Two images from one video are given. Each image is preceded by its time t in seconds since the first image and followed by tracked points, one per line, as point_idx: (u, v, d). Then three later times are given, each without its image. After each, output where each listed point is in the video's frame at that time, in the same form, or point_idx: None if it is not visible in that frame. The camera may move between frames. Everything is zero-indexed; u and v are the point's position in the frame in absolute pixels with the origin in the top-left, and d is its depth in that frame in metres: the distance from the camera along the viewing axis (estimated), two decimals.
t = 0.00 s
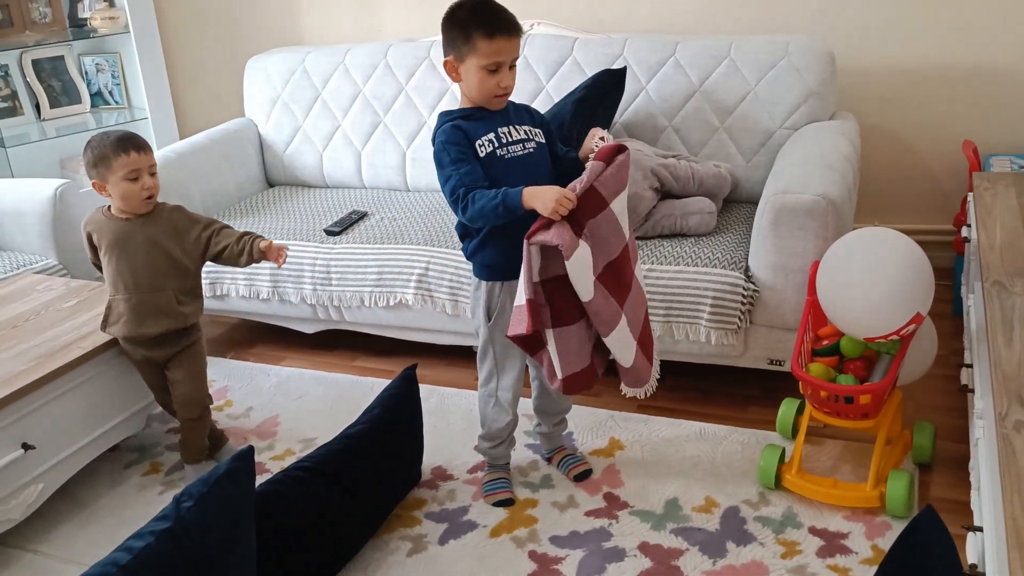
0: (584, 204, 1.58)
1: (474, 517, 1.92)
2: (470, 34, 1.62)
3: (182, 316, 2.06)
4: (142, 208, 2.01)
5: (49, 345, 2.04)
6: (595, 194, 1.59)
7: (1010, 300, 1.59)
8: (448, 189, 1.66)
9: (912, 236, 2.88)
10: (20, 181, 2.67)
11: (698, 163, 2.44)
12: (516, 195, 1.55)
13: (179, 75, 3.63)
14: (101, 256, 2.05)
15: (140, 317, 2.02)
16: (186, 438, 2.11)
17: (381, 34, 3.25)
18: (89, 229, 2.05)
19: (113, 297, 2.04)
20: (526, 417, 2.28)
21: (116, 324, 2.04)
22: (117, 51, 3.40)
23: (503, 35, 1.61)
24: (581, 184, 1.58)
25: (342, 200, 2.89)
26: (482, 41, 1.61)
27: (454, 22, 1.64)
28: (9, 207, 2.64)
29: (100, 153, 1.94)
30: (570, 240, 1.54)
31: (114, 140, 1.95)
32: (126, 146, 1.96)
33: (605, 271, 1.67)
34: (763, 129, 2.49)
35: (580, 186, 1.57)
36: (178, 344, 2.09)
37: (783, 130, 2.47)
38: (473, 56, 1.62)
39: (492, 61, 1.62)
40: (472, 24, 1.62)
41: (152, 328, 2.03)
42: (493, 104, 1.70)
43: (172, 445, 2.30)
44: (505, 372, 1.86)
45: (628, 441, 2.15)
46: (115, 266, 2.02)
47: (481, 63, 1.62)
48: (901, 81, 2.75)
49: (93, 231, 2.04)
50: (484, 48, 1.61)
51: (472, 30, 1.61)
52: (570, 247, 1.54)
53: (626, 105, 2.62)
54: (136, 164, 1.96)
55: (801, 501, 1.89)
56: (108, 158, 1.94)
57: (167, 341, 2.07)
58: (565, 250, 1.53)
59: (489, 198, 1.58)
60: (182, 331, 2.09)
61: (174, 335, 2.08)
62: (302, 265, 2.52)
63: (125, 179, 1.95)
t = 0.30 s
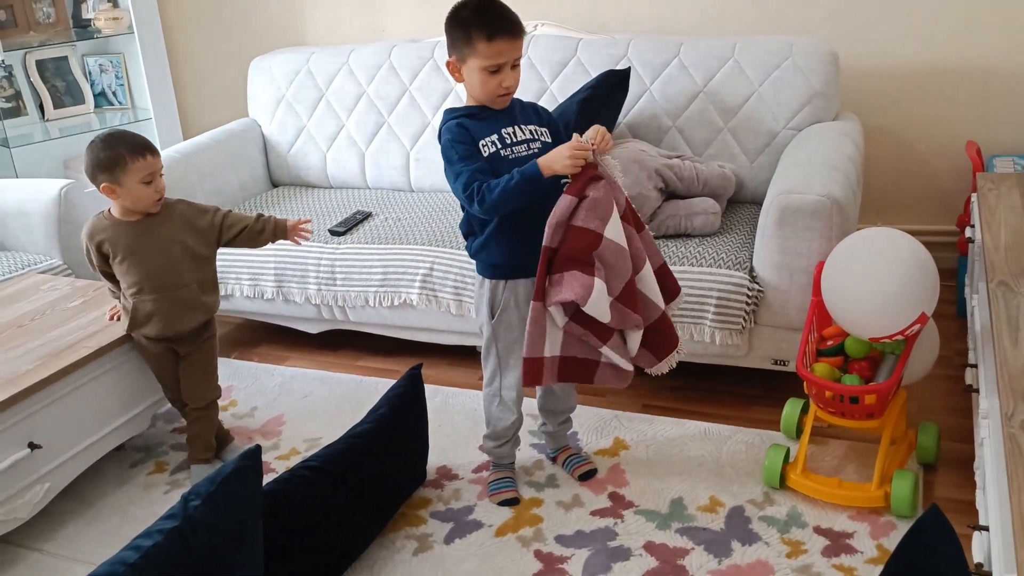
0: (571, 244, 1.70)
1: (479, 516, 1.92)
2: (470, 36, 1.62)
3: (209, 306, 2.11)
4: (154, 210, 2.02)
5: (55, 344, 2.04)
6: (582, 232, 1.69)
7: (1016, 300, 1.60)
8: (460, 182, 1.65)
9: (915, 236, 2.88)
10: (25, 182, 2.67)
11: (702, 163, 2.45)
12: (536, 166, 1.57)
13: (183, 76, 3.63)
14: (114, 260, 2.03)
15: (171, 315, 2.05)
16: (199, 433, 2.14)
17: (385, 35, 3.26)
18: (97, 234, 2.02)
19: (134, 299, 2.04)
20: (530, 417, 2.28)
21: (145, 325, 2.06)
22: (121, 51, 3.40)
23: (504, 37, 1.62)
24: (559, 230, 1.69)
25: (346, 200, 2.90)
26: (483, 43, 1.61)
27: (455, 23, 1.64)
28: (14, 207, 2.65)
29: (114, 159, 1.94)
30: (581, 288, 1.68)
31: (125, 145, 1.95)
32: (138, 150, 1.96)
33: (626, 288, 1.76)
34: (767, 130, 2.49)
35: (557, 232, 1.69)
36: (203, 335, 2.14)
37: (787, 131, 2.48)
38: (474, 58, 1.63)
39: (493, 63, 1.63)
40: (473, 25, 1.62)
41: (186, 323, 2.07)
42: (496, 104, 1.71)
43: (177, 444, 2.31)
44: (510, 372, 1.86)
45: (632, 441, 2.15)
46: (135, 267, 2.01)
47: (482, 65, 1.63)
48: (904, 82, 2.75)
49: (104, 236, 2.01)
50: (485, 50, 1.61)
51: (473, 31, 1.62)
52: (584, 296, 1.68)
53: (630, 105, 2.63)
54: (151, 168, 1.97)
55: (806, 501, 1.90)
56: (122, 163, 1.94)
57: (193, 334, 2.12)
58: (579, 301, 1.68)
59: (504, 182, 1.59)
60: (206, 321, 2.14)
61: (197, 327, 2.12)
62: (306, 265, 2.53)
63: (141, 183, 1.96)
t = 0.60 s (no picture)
0: (568, 252, 1.72)
1: (480, 523, 1.93)
2: (476, 48, 1.63)
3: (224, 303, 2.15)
4: (162, 214, 2.04)
5: (60, 349, 2.05)
6: (577, 242, 1.72)
7: (1016, 310, 1.61)
8: (467, 189, 1.65)
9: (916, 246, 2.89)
10: (30, 187, 2.68)
11: (704, 173, 2.46)
12: (545, 175, 1.59)
13: (188, 83, 3.65)
14: (129, 266, 2.03)
15: (192, 313, 2.08)
16: (217, 431, 2.18)
17: (389, 44, 3.28)
18: (109, 242, 2.02)
19: (153, 302, 2.05)
20: (532, 424, 2.29)
21: (166, 326, 2.07)
22: (125, 58, 3.44)
23: (508, 49, 1.63)
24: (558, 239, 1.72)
25: (349, 208, 2.91)
26: (488, 55, 1.63)
27: (460, 35, 1.66)
28: (20, 213, 2.66)
29: (122, 167, 1.95)
30: (568, 295, 1.72)
31: (132, 152, 1.96)
32: (145, 157, 1.97)
33: (623, 296, 1.76)
34: (769, 140, 2.51)
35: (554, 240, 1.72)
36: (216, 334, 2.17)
37: (789, 141, 2.49)
38: (479, 70, 1.65)
39: (498, 74, 1.64)
40: (479, 37, 1.63)
41: (205, 321, 2.11)
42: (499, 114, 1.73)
43: (180, 450, 2.32)
44: (512, 378, 1.87)
45: (634, 449, 2.16)
46: (153, 270, 2.03)
47: (486, 76, 1.65)
48: (905, 93, 2.77)
49: (118, 243, 2.02)
50: (490, 62, 1.63)
51: (478, 43, 1.63)
52: (570, 302, 1.72)
53: (632, 115, 2.64)
54: (158, 174, 1.98)
55: (807, 509, 1.90)
56: (131, 170, 1.95)
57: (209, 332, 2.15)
58: (564, 307, 1.71)
59: (518, 187, 1.60)
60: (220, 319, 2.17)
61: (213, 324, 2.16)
62: (310, 272, 2.54)
63: (150, 189, 1.98)
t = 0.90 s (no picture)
0: (577, 245, 1.73)
1: (483, 529, 1.93)
2: (483, 53, 1.64)
3: (227, 310, 2.16)
4: (166, 219, 2.04)
5: (63, 354, 2.06)
6: (589, 234, 1.73)
7: (1018, 317, 1.61)
8: (469, 192, 1.65)
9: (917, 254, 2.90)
10: (34, 192, 2.69)
11: (706, 180, 2.47)
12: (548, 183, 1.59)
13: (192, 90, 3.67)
14: (135, 267, 2.05)
15: (193, 318, 2.09)
16: (219, 438, 2.17)
17: (392, 51, 3.29)
18: (116, 242, 2.04)
19: (155, 304, 2.06)
20: (534, 430, 2.29)
21: (166, 330, 2.07)
22: (129, 64, 3.45)
23: (515, 55, 1.65)
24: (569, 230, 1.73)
25: (351, 214, 2.92)
26: (496, 60, 1.63)
27: (467, 41, 1.66)
28: (24, 218, 2.67)
29: (124, 169, 1.97)
30: (573, 283, 1.71)
31: (137, 156, 1.97)
32: (149, 161, 1.98)
33: (622, 300, 1.77)
34: (770, 147, 2.52)
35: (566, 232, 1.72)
36: (219, 339, 2.18)
37: (790, 148, 2.50)
38: (486, 74, 1.65)
39: (504, 79, 1.65)
40: (485, 43, 1.64)
41: (206, 327, 2.10)
42: (503, 119, 1.73)
43: (182, 455, 2.32)
44: (514, 384, 1.87)
45: (636, 455, 2.16)
46: (158, 272, 2.04)
47: (493, 81, 1.65)
48: (906, 100, 2.78)
49: (124, 244, 2.04)
50: (498, 66, 1.64)
51: (486, 48, 1.64)
52: (573, 291, 1.71)
53: (634, 123, 2.65)
54: (160, 179, 1.99)
55: (809, 516, 1.90)
56: (132, 174, 1.97)
57: (210, 338, 2.15)
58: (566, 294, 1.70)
59: (520, 194, 1.60)
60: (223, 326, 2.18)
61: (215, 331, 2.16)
62: (312, 278, 2.54)
63: (150, 194, 1.98)
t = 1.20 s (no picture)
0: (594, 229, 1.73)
1: (488, 533, 1.93)
2: (497, 55, 1.64)
3: (228, 316, 2.16)
4: (169, 224, 2.04)
5: (69, 357, 2.06)
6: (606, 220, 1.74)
7: None
8: (457, 192, 1.67)
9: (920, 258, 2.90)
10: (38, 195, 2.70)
11: (710, 184, 2.48)
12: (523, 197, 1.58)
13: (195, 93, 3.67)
14: (137, 271, 2.05)
15: (194, 324, 2.09)
16: (226, 441, 2.16)
17: (396, 54, 3.30)
18: (118, 246, 2.03)
19: (157, 309, 2.06)
20: (539, 434, 2.29)
21: (167, 335, 2.08)
22: (134, 67, 3.44)
23: (528, 56, 1.65)
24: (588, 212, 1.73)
25: (355, 217, 2.92)
26: (510, 62, 1.64)
27: (478, 44, 1.66)
28: (29, 221, 2.67)
29: (135, 169, 1.97)
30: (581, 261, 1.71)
31: (151, 157, 1.98)
32: (161, 164, 1.99)
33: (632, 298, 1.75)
34: (775, 151, 2.52)
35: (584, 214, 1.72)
36: (221, 343, 2.18)
37: (795, 152, 2.51)
38: (500, 76, 1.65)
39: (518, 81, 1.66)
40: (500, 45, 1.64)
41: (206, 332, 2.11)
42: (513, 122, 1.74)
43: (187, 458, 2.32)
44: (521, 387, 1.87)
45: (641, 459, 2.16)
46: (159, 277, 2.04)
47: (507, 82, 1.65)
48: (910, 105, 2.78)
49: (126, 247, 2.03)
50: (512, 68, 1.64)
51: (500, 50, 1.64)
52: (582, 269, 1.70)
53: (638, 127, 2.66)
54: (169, 182, 2.00)
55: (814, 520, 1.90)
56: (143, 174, 1.97)
57: (212, 343, 2.15)
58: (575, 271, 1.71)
59: (496, 203, 1.61)
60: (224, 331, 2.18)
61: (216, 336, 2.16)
62: (317, 281, 2.54)
63: (158, 197, 1.99)
